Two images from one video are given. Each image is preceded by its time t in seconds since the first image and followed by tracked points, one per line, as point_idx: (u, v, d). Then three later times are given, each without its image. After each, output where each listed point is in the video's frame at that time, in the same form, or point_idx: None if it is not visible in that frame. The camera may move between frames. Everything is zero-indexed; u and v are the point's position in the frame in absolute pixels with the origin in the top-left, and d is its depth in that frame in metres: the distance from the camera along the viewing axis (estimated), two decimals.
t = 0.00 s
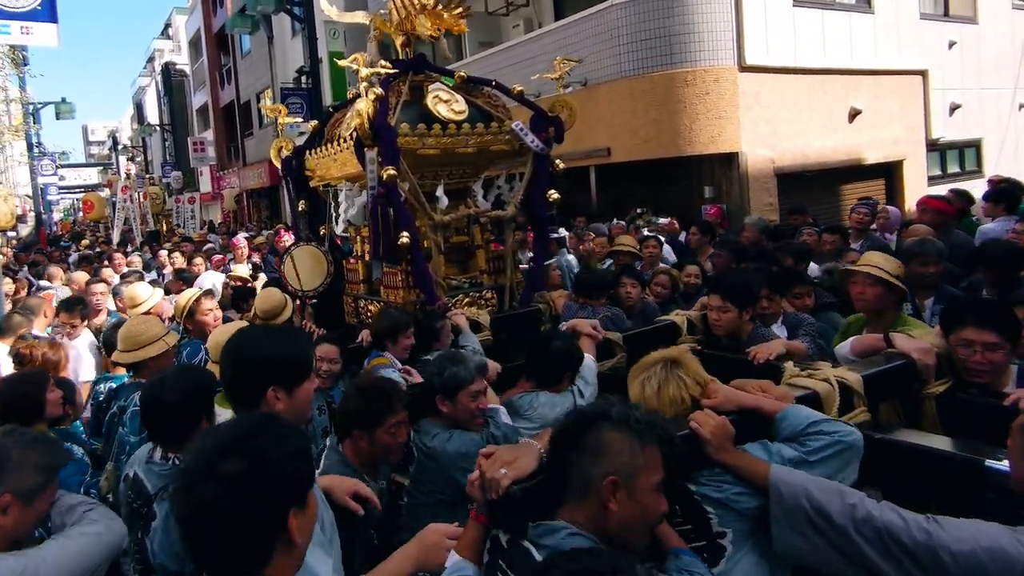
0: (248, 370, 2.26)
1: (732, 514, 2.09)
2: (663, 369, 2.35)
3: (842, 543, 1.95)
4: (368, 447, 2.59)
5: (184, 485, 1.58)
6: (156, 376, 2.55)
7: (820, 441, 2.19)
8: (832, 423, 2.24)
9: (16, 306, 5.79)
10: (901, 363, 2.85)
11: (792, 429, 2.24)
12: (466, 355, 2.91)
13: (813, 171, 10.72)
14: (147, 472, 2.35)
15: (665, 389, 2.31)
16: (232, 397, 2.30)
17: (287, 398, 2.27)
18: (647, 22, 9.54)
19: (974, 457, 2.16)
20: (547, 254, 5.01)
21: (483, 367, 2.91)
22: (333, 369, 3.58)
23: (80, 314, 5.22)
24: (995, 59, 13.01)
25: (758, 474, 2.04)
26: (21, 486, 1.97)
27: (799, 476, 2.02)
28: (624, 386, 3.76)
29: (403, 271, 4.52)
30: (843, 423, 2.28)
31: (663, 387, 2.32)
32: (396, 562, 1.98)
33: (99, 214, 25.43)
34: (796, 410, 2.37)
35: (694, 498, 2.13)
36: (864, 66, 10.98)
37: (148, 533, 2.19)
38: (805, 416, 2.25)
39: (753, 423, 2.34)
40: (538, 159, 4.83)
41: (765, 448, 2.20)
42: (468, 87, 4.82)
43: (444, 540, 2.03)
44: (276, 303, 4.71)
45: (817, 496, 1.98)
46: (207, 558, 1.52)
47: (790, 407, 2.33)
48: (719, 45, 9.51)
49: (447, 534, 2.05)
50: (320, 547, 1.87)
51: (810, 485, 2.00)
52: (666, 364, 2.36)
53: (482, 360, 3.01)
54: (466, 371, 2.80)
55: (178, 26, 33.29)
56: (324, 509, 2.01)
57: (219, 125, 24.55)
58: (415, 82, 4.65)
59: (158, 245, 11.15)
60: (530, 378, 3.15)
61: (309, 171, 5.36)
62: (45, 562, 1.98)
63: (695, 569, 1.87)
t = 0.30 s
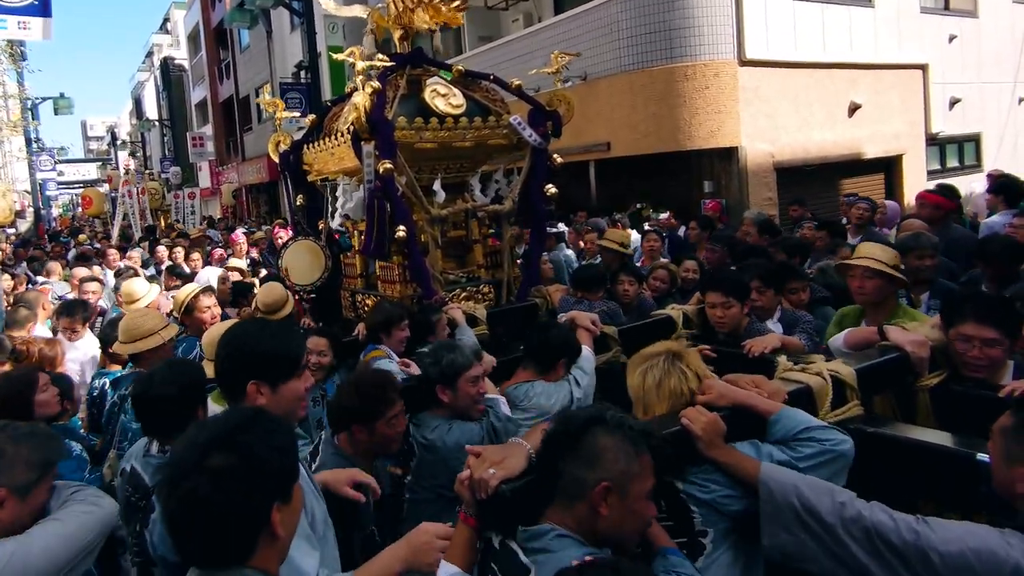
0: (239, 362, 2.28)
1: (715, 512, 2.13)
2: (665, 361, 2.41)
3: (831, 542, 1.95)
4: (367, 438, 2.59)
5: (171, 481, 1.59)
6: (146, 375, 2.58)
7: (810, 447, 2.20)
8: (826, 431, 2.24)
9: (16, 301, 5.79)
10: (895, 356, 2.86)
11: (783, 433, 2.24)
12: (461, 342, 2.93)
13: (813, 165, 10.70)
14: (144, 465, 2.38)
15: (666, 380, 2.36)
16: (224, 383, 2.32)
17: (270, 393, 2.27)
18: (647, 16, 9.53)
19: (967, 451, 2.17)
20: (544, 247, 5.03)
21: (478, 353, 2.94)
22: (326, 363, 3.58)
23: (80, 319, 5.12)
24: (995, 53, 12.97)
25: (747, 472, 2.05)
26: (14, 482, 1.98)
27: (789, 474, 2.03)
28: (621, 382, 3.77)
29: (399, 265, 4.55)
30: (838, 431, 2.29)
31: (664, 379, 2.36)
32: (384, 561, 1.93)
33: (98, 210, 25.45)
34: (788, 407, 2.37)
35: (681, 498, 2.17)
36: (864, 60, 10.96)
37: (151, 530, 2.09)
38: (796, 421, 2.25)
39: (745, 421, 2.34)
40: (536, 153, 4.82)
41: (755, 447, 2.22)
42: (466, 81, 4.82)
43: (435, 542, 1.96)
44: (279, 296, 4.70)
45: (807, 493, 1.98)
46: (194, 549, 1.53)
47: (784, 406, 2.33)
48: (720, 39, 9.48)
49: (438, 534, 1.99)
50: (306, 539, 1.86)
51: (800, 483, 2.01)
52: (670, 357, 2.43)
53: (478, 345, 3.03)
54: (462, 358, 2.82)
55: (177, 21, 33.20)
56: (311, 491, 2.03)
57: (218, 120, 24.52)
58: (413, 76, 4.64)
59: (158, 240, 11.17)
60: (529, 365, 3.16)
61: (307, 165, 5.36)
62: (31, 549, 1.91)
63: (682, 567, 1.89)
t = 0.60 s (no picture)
0: (231, 363, 2.29)
1: (716, 507, 2.14)
2: (654, 364, 2.38)
3: (828, 536, 1.98)
4: (368, 436, 2.61)
5: (169, 468, 1.64)
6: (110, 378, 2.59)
7: (807, 441, 2.21)
8: (823, 424, 2.25)
9: (13, 300, 5.80)
10: (892, 354, 2.88)
11: (780, 426, 2.27)
12: (449, 339, 2.94)
13: (809, 164, 10.73)
14: (118, 465, 2.39)
15: (655, 383, 2.33)
16: (216, 380, 2.32)
17: (263, 394, 2.28)
18: (643, 15, 9.54)
19: (963, 448, 2.19)
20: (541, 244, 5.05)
21: (467, 347, 2.94)
22: (322, 363, 3.59)
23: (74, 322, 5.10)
24: (989, 52, 13.03)
25: (746, 465, 2.08)
26: (15, 483, 1.99)
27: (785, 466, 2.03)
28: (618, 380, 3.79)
29: (396, 264, 4.53)
30: (834, 425, 2.30)
31: (654, 382, 2.34)
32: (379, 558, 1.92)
33: (93, 209, 25.40)
34: (786, 401, 2.39)
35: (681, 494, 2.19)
36: (860, 59, 10.99)
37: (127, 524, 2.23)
38: (794, 414, 2.26)
39: (741, 413, 2.36)
40: (533, 151, 4.82)
41: (753, 442, 2.23)
42: (463, 80, 4.82)
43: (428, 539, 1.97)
44: (263, 296, 4.72)
45: (803, 486, 2.02)
46: (185, 533, 1.59)
47: (781, 401, 2.35)
48: (716, 38, 9.50)
49: (429, 532, 2.00)
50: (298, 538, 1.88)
51: (797, 476, 2.04)
52: (657, 359, 2.39)
53: (467, 341, 3.05)
54: (450, 354, 2.83)
55: (173, 19, 33.09)
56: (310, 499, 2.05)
57: (214, 119, 24.47)
58: (410, 75, 4.65)
59: (154, 239, 11.16)
60: (524, 361, 3.17)
61: (303, 164, 5.36)
62: (18, 560, 1.87)
63: (681, 557, 1.92)
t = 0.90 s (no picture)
0: (231, 364, 2.28)
1: (714, 509, 2.14)
2: (663, 359, 2.46)
3: (829, 537, 1.99)
4: (371, 437, 2.61)
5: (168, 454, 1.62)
6: (85, 367, 2.73)
7: (810, 445, 2.21)
8: (826, 430, 2.25)
9: (11, 297, 5.80)
10: (891, 355, 2.85)
11: (783, 430, 2.26)
12: (454, 342, 2.94)
13: (807, 163, 10.74)
14: (92, 447, 2.56)
15: (662, 379, 2.41)
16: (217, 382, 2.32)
17: (266, 397, 2.27)
18: (643, 14, 9.53)
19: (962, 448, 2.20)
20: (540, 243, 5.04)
21: (472, 355, 2.92)
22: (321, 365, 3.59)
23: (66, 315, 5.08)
24: (987, 52, 13.04)
25: (746, 465, 2.08)
26: None
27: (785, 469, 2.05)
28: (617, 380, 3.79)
29: (398, 264, 4.50)
30: (836, 430, 2.30)
31: (660, 378, 2.41)
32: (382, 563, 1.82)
33: (91, 206, 25.36)
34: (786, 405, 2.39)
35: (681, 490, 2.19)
36: (858, 58, 10.99)
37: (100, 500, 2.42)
38: (795, 419, 2.27)
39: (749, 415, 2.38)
40: (532, 151, 4.82)
41: (755, 444, 2.24)
42: (462, 78, 4.82)
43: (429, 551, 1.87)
44: (260, 292, 4.74)
45: (806, 488, 2.01)
46: (170, 520, 1.58)
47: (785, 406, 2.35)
48: (715, 37, 9.49)
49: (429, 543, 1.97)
50: (298, 548, 1.89)
51: (799, 477, 2.04)
52: (667, 355, 2.47)
53: (470, 345, 3.03)
54: (454, 358, 2.83)
55: (171, 16, 33.03)
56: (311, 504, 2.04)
57: (212, 116, 24.43)
58: (408, 74, 4.67)
59: (151, 237, 11.15)
60: (524, 362, 3.17)
61: (302, 163, 5.36)
62: None
63: (680, 560, 1.91)
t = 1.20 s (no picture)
0: (243, 371, 2.25)
1: (723, 512, 2.14)
2: (662, 368, 2.39)
3: (837, 540, 1.99)
4: (375, 449, 2.61)
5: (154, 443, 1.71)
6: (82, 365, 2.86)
7: (813, 450, 2.21)
8: (830, 433, 2.25)
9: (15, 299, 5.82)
10: (894, 359, 2.81)
11: (787, 434, 2.25)
12: (459, 343, 2.93)
13: (811, 164, 10.71)
14: (85, 445, 2.67)
15: (662, 387, 2.34)
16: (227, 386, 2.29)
17: (277, 405, 2.24)
18: (645, 15, 9.52)
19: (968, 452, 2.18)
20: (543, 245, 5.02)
21: (477, 355, 2.90)
22: (330, 370, 3.61)
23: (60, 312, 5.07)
24: (992, 52, 13.00)
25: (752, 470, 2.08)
26: None
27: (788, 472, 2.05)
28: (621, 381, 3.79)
29: (398, 265, 4.53)
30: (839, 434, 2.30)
31: (661, 385, 2.35)
32: (395, 562, 1.93)
33: (94, 208, 25.43)
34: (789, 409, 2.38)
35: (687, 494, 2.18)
36: (862, 58, 10.96)
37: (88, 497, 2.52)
38: (801, 422, 2.26)
39: (752, 420, 2.37)
40: (535, 153, 4.81)
41: (759, 447, 2.23)
42: (464, 80, 4.81)
43: (436, 550, 2.00)
44: (264, 292, 4.74)
45: (811, 491, 2.02)
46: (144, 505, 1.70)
47: (788, 409, 2.34)
48: (718, 38, 9.47)
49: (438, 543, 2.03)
50: (315, 554, 1.87)
51: (804, 480, 2.04)
52: (665, 362, 2.41)
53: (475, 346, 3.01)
54: (459, 359, 2.82)
55: (173, 18, 33.08)
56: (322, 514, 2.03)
57: (215, 117, 24.47)
58: (411, 75, 4.66)
59: (154, 238, 11.17)
60: (529, 365, 3.16)
61: (305, 165, 5.35)
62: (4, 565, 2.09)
63: (693, 560, 1.89)
